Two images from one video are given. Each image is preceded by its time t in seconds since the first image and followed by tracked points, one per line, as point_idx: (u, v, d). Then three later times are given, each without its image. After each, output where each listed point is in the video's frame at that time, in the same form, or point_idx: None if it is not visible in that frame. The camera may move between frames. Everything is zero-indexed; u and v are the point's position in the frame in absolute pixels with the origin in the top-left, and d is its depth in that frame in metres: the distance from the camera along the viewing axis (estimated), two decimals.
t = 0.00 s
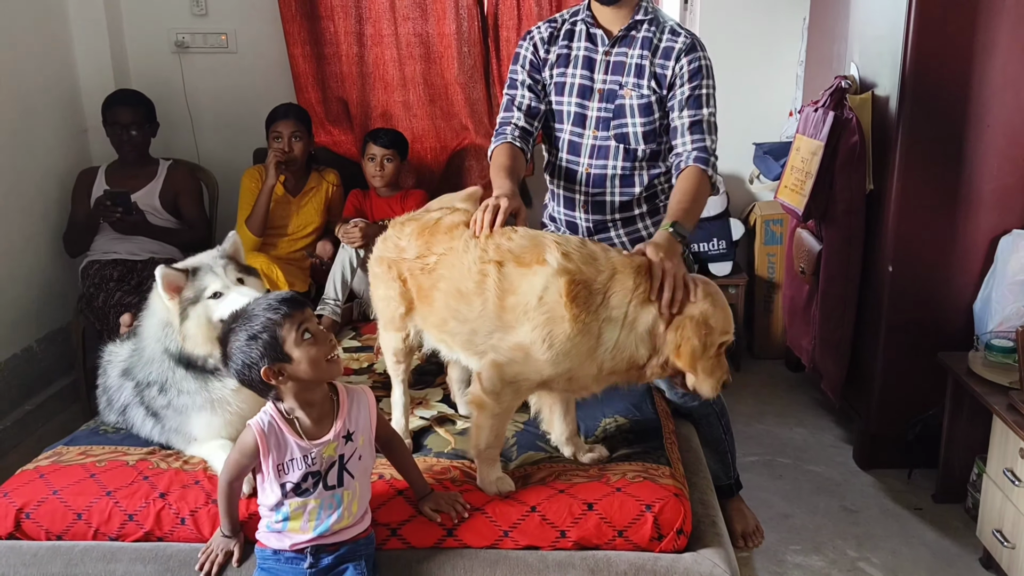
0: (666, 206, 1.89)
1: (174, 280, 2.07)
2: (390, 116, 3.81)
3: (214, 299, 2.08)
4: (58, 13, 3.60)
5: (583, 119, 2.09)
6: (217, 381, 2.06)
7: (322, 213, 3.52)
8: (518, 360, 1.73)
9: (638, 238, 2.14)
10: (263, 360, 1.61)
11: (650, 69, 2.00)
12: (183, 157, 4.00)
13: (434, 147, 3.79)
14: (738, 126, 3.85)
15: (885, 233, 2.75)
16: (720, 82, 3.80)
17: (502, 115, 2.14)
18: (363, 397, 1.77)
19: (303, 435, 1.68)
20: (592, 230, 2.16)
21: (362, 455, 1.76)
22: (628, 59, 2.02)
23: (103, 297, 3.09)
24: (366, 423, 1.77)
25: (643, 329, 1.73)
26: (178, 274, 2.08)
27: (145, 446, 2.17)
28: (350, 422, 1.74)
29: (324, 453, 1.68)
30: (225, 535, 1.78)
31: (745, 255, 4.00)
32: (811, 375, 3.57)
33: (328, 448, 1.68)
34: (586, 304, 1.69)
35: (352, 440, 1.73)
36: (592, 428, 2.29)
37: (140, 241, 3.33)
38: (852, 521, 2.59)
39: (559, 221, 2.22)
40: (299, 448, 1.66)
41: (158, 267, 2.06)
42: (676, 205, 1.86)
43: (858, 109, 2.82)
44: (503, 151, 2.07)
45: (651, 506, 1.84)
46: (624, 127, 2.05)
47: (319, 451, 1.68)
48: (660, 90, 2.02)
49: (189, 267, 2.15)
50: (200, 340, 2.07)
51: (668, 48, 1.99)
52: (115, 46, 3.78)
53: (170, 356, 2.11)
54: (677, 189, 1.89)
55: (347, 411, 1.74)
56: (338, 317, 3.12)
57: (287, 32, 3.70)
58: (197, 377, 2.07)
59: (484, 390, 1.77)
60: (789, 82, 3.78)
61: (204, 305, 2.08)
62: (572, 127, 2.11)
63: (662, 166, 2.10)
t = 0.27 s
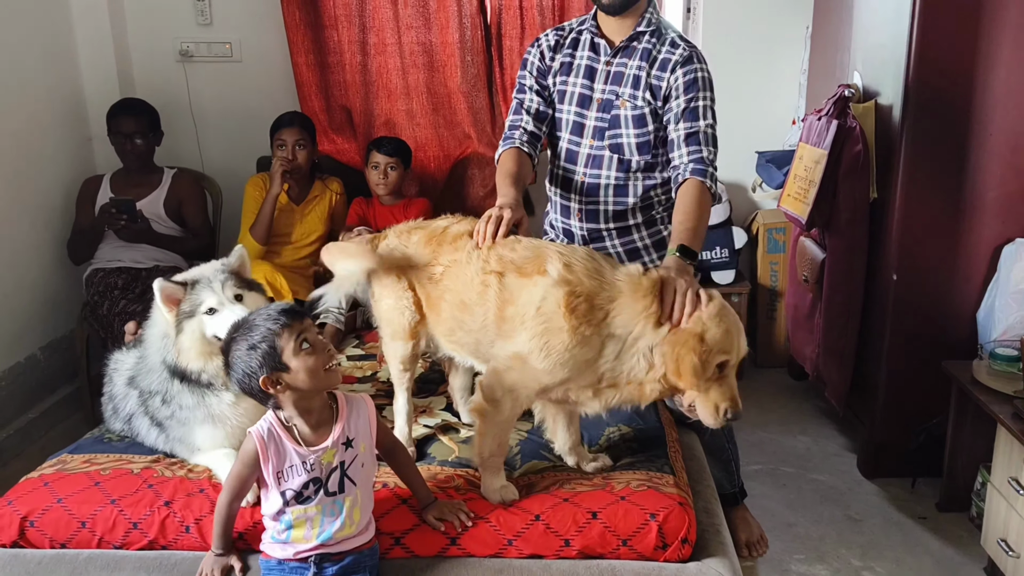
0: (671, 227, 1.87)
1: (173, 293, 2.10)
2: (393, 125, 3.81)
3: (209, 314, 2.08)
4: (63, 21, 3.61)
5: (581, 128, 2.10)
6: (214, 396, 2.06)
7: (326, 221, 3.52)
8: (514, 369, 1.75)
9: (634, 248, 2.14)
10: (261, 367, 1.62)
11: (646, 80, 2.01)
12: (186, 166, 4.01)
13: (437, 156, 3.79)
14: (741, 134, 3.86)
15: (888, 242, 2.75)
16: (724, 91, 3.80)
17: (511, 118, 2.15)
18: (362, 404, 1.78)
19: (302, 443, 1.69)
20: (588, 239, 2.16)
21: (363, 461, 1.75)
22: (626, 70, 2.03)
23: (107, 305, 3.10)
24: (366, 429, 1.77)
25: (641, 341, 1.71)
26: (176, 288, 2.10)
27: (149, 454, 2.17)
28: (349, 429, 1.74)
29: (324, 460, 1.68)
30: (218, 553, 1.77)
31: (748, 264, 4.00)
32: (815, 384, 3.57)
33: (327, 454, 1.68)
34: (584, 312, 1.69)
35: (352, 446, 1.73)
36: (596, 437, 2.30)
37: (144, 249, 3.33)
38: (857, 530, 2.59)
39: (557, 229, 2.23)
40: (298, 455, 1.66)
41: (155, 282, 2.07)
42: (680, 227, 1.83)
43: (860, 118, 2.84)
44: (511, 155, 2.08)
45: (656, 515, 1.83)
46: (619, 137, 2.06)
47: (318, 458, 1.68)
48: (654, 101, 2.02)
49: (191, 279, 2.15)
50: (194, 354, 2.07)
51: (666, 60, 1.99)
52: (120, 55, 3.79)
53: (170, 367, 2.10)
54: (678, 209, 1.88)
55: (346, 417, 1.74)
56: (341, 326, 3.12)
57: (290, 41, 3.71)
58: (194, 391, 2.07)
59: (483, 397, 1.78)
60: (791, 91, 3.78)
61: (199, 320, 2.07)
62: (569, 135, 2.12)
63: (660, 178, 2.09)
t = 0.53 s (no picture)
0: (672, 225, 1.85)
1: (178, 303, 2.07)
2: (401, 130, 3.82)
3: (216, 322, 2.04)
4: (73, 28, 3.63)
5: (591, 132, 2.11)
6: (220, 403, 2.05)
7: (334, 226, 3.53)
8: (525, 372, 1.74)
9: (642, 254, 2.12)
10: (254, 379, 1.66)
11: (654, 85, 2.00)
12: (196, 171, 4.03)
13: (445, 161, 3.78)
14: (750, 138, 3.85)
15: (899, 246, 2.74)
16: (733, 95, 3.79)
17: (523, 122, 2.17)
18: (363, 411, 1.75)
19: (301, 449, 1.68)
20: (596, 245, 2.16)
21: (364, 469, 1.73)
22: (636, 75, 2.03)
23: (117, 310, 3.11)
24: (367, 436, 1.74)
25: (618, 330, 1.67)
26: (182, 299, 2.07)
27: (158, 458, 2.17)
28: (349, 437, 1.71)
29: (320, 467, 1.67)
30: (224, 558, 1.77)
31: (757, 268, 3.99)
32: (825, 388, 3.55)
33: (323, 462, 1.67)
34: (591, 314, 1.69)
35: (351, 454, 1.71)
36: (604, 442, 2.29)
37: (154, 254, 3.35)
38: (868, 536, 2.57)
39: (568, 234, 2.24)
40: (294, 458, 1.67)
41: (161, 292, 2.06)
42: (681, 226, 1.82)
43: (871, 121, 2.81)
44: (523, 159, 2.10)
45: (664, 519, 1.82)
46: (628, 142, 2.06)
47: (314, 465, 1.67)
48: (663, 106, 2.02)
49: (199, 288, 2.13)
50: (200, 362, 2.05)
51: (675, 65, 1.99)
52: (130, 60, 3.81)
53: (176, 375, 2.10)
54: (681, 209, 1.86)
55: (345, 425, 1.72)
56: (349, 330, 3.12)
57: (299, 46, 3.72)
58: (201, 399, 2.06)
59: (495, 398, 1.77)
60: (801, 94, 3.77)
61: (205, 328, 2.04)
62: (580, 139, 2.13)
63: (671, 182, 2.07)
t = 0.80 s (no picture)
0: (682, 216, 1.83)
1: (196, 306, 2.03)
2: (414, 129, 3.82)
3: (238, 324, 2.02)
4: (87, 31, 3.65)
5: (602, 130, 2.10)
6: (234, 407, 2.06)
7: (347, 226, 3.52)
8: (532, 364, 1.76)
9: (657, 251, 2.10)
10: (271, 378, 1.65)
11: (665, 80, 1.99)
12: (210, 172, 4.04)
13: (458, 160, 3.79)
14: (764, 135, 3.83)
15: (915, 241, 2.71)
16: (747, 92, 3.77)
17: (536, 126, 2.19)
18: (382, 425, 1.68)
19: (316, 456, 1.67)
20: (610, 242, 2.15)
21: (380, 482, 1.67)
22: (646, 70, 2.01)
23: (132, 311, 3.12)
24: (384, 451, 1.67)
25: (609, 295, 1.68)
26: (201, 302, 2.04)
27: (173, 458, 2.18)
28: (364, 448, 1.66)
29: (330, 478, 1.65)
30: (240, 555, 1.78)
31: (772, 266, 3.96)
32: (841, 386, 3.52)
33: (334, 472, 1.65)
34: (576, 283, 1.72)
35: (364, 468, 1.66)
36: (618, 441, 2.27)
37: (169, 255, 3.36)
38: (885, 534, 2.54)
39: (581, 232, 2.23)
40: (309, 461, 1.66)
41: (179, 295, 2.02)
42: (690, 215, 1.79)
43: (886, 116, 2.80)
44: (538, 164, 2.11)
45: (679, 518, 1.81)
46: (640, 138, 2.04)
47: (324, 474, 1.65)
48: (675, 101, 2.00)
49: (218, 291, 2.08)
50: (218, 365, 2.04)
51: (686, 59, 1.97)
52: (144, 63, 3.83)
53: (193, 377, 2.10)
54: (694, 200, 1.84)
55: (360, 436, 1.66)
56: (362, 330, 3.12)
57: (311, 47, 3.73)
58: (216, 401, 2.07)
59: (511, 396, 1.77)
60: (815, 90, 3.74)
61: (227, 330, 2.02)
62: (592, 138, 2.13)
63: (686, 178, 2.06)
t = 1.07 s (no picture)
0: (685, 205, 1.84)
1: (230, 299, 2.04)
2: (432, 122, 3.82)
3: (273, 320, 2.06)
4: (108, 26, 3.68)
5: (617, 118, 2.10)
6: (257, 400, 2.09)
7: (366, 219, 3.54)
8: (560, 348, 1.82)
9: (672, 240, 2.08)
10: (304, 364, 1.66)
11: (681, 66, 1.98)
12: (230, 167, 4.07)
13: (476, 153, 3.80)
14: (784, 125, 3.81)
15: (937, 231, 2.69)
16: (767, 82, 3.75)
17: (553, 119, 2.21)
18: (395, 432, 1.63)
19: (335, 451, 1.67)
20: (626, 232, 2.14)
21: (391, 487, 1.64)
22: (661, 56, 2.01)
23: (155, 303, 3.15)
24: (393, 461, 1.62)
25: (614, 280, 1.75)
26: (235, 294, 2.04)
27: (196, 448, 2.21)
28: (376, 456, 1.62)
29: (341, 477, 1.65)
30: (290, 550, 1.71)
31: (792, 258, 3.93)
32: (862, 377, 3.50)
33: (344, 472, 1.64)
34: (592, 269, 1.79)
35: (372, 476, 1.62)
36: (637, 431, 2.27)
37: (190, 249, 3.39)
38: (907, 525, 2.53)
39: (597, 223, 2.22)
40: (324, 455, 1.67)
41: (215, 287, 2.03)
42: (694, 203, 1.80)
43: (906, 106, 2.78)
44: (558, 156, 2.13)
45: (699, 507, 1.81)
46: (655, 125, 2.03)
47: (337, 473, 1.65)
48: (692, 87, 1.99)
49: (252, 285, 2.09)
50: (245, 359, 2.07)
51: (702, 45, 1.96)
52: (165, 58, 3.86)
53: (217, 369, 2.13)
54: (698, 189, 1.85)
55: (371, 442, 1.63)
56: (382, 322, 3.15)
57: (329, 41, 3.75)
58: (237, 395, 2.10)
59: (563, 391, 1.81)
60: (835, 80, 3.72)
61: (261, 325, 2.06)
62: (606, 126, 2.12)
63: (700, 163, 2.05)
